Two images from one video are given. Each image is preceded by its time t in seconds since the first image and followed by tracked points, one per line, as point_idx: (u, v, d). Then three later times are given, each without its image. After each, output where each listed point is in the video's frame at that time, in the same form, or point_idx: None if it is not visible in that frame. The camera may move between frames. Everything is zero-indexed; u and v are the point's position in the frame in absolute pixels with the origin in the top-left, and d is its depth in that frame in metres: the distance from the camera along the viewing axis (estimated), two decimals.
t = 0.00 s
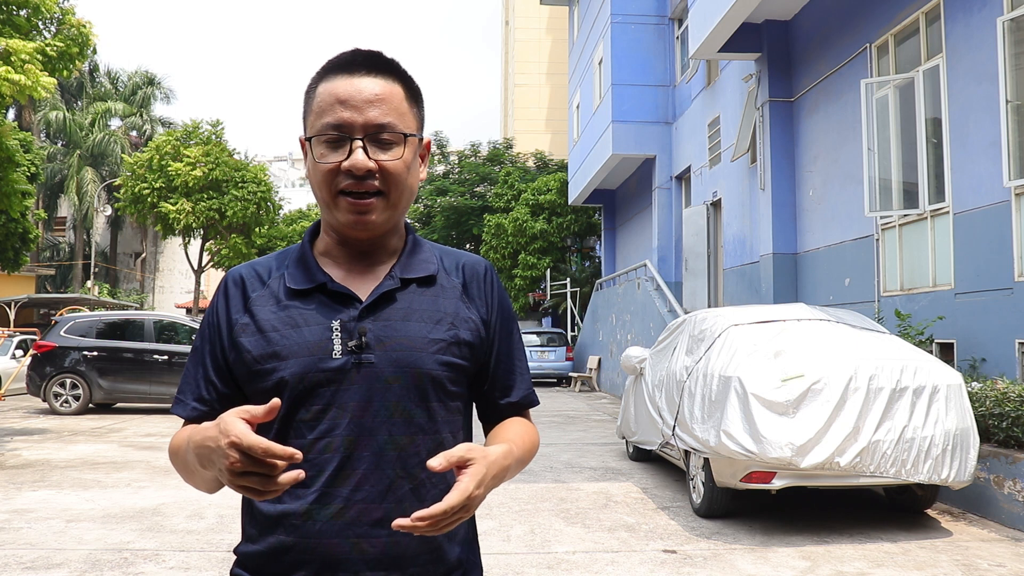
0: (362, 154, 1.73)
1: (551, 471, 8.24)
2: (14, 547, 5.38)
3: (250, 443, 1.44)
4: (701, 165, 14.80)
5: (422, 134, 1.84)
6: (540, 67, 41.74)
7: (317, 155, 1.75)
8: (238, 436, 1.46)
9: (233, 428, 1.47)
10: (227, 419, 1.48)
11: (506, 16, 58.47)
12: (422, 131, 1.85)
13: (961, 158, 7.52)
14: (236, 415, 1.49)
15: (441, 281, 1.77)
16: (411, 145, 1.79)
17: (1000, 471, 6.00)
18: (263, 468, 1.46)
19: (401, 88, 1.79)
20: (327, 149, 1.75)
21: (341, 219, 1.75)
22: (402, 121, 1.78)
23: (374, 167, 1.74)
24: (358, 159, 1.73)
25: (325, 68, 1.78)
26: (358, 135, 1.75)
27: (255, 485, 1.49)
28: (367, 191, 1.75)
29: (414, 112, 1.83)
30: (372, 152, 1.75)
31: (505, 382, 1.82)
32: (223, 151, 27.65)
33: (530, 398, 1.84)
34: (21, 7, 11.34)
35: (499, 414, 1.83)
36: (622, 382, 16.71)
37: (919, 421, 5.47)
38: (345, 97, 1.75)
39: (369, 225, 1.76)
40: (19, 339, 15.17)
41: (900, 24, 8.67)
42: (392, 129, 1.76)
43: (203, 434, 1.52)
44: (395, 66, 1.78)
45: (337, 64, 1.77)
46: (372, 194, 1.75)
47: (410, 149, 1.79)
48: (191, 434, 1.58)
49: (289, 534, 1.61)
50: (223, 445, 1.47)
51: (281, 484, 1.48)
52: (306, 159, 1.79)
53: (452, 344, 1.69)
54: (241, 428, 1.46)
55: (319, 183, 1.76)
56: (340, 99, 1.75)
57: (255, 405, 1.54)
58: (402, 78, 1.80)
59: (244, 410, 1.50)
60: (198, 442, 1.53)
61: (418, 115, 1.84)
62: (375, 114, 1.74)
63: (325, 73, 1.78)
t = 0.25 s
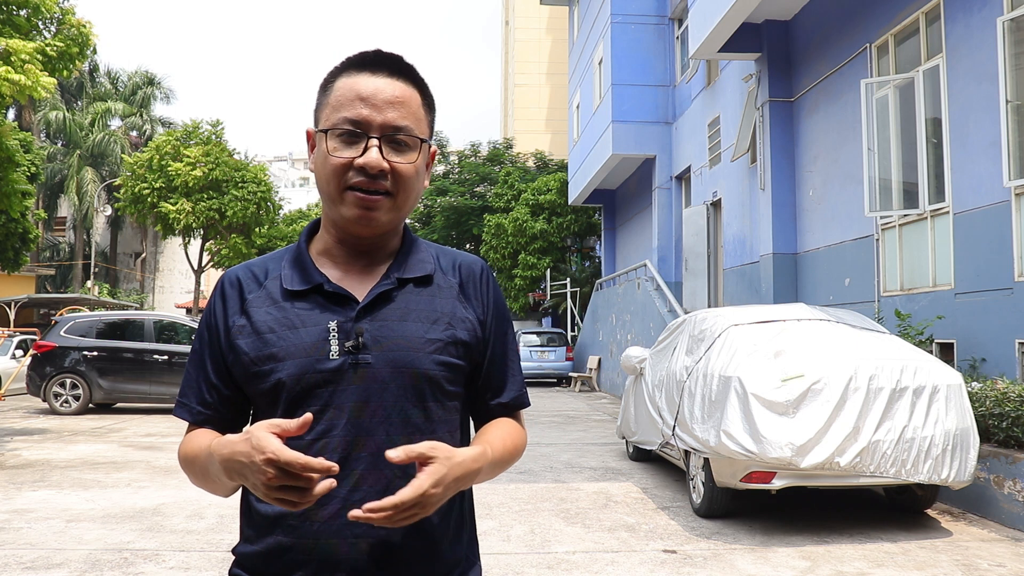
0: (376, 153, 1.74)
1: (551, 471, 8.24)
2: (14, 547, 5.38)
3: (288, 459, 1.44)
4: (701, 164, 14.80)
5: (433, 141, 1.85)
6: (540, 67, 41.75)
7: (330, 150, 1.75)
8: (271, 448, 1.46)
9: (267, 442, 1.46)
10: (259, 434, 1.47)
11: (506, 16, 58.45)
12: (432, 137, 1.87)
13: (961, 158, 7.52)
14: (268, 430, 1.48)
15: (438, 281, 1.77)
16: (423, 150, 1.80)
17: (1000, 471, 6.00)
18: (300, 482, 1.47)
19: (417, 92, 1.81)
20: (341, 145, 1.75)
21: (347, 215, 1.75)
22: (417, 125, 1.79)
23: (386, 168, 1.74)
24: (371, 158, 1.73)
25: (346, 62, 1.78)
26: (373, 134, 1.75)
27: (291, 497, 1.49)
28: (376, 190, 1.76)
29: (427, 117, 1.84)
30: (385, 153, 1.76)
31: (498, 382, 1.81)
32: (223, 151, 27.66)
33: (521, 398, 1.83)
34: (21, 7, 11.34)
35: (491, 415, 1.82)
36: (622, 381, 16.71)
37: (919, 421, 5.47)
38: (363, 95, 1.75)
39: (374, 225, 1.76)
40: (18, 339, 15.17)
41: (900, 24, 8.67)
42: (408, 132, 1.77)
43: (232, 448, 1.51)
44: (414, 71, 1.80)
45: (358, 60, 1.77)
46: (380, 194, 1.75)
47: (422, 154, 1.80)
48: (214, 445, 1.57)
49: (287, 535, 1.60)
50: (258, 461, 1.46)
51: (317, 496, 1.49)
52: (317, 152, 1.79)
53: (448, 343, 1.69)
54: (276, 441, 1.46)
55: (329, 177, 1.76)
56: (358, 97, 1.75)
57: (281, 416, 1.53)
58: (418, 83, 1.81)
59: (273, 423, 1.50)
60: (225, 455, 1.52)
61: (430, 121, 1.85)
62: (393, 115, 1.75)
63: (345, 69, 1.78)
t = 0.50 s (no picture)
0: (383, 154, 1.74)
1: (551, 471, 8.24)
2: (14, 547, 5.38)
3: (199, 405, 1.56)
4: (701, 165, 14.80)
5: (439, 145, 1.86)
6: (540, 67, 41.77)
7: (336, 148, 1.76)
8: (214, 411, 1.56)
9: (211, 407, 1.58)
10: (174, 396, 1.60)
11: (506, 16, 58.42)
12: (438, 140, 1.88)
13: (961, 158, 7.52)
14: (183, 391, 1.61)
15: (438, 281, 1.77)
16: (428, 154, 1.81)
17: (1000, 471, 6.01)
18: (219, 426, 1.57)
19: (425, 97, 1.82)
20: (348, 144, 1.76)
21: (350, 215, 1.75)
22: (424, 129, 1.80)
23: (392, 170, 1.75)
24: (377, 160, 1.74)
25: (356, 63, 1.79)
26: (381, 134, 1.76)
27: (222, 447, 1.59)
28: (381, 191, 1.76)
29: (434, 122, 1.85)
30: (391, 154, 1.76)
31: (498, 379, 1.83)
32: (223, 151, 27.67)
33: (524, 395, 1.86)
34: (21, 7, 11.33)
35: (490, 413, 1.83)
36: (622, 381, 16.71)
37: (919, 421, 5.47)
38: (372, 95, 1.77)
39: (377, 226, 1.76)
40: (18, 339, 15.17)
41: (900, 24, 8.67)
42: (415, 135, 1.78)
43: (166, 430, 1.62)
44: (423, 76, 1.81)
45: (368, 61, 1.78)
46: (384, 195, 1.76)
47: (427, 157, 1.81)
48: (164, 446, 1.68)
49: (286, 534, 1.60)
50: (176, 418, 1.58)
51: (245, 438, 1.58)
52: (322, 150, 1.79)
53: (448, 344, 1.70)
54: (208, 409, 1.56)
55: (334, 176, 1.77)
56: (368, 96, 1.76)
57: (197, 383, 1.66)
58: (427, 89, 1.83)
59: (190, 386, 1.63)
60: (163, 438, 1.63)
61: (436, 126, 1.86)
62: (400, 117, 1.76)
63: (355, 68, 1.80)
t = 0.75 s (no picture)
0: (380, 155, 1.74)
1: (551, 471, 8.24)
2: (14, 547, 5.38)
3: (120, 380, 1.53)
4: (701, 165, 14.80)
5: (438, 144, 1.85)
6: (540, 67, 41.77)
7: (334, 149, 1.76)
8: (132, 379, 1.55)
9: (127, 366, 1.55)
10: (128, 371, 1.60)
11: (506, 16, 58.40)
12: (437, 139, 1.87)
13: (961, 158, 7.52)
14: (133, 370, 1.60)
15: (439, 282, 1.78)
16: (427, 153, 1.81)
17: (1000, 471, 6.00)
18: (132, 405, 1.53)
19: (423, 95, 1.81)
20: (345, 145, 1.76)
21: (349, 215, 1.75)
22: (422, 127, 1.80)
23: (390, 171, 1.75)
24: (375, 160, 1.74)
25: (352, 63, 1.79)
26: (379, 135, 1.76)
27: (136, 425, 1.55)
28: (380, 191, 1.76)
29: (433, 121, 1.85)
30: (390, 155, 1.76)
31: (504, 379, 1.85)
32: (223, 151, 27.67)
33: (526, 395, 1.88)
34: (21, 7, 11.33)
35: (495, 410, 1.86)
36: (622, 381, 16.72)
37: (919, 421, 5.47)
38: (370, 96, 1.76)
39: (376, 225, 1.76)
40: (19, 339, 15.17)
41: (900, 24, 8.67)
42: (414, 134, 1.77)
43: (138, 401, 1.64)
44: (420, 74, 1.81)
45: (365, 61, 1.78)
46: (383, 196, 1.76)
47: (426, 156, 1.80)
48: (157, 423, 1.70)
49: (286, 534, 1.60)
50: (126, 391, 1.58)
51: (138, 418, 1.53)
52: (321, 151, 1.79)
53: (449, 344, 1.70)
54: (121, 378, 1.52)
55: (333, 176, 1.77)
56: (366, 98, 1.76)
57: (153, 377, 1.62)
58: (424, 87, 1.82)
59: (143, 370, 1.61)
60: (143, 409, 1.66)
61: (435, 124, 1.86)
62: (398, 117, 1.76)
63: (352, 68, 1.79)
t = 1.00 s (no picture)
0: (376, 157, 1.74)
1: (551, 471, 8.24)
2: (14, 547, 5.38)
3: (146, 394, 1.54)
4: (701, 164, 14.80)
5: (433, 142, 1.85)
6: (540, 67, 41.78)
7: (329, 152, 1.76)
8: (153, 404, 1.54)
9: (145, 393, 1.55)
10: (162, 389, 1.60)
11: (506, 16, 58.44)
12: (433, 137, 1.87)
13: (961, 158, 7.52)
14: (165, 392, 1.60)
15: (437, 281, 1.78)
16: (423, 154, 1.81)
17: (1000, 471, 6.00)
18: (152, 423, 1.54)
19: (419, 95, 1.81)
20: (340, 147, 1.76)
21: (345, 217, 1.76)
22: (418, 127, 1.79)
23: (385, 172, 1.75)
24: (370, 163, 1.74)
25: (346, 64, 1.79)
26: (374, 137, 1.76)
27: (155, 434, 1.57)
28: (376, 192, 1.76)
29: (429, 120, 1.84)
30: (385, 156, 1.76)
31: (499, 379, 1.85)
32: (223, 151, 27.67)
33: (517, 397, 1.87)
34: (21, 7, 11.33)
35: (489, 410, 1.85)
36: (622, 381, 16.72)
37: (919, 421, 5.47)
38: (365, 98, 1.76)
39: (373, 226, 1.77)
40: (19, 339, 15.17)
41: (900, 24, 8.67)
42: (409, 135, 1.77)
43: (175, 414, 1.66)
44: (414, 74, 1.80)
45: (360, 62, 1.78)
46: (379, 197, 1.76)
47: (422, 156, 1.80)
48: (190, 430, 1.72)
49: (286, 534, 1.60)
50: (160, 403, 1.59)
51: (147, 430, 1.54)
52: (317, 153, 1.80)
53: (447, 343, 1.70)
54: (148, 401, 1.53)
55: (328, 179, 1.77)
56: (360, 100, 1.76)
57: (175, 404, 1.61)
58: (420, 87, 1.81)
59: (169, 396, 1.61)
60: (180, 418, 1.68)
61: (431, 122, 1.85)
62: (393, 118, 1.75)
63: (346, 70, 1.79)
